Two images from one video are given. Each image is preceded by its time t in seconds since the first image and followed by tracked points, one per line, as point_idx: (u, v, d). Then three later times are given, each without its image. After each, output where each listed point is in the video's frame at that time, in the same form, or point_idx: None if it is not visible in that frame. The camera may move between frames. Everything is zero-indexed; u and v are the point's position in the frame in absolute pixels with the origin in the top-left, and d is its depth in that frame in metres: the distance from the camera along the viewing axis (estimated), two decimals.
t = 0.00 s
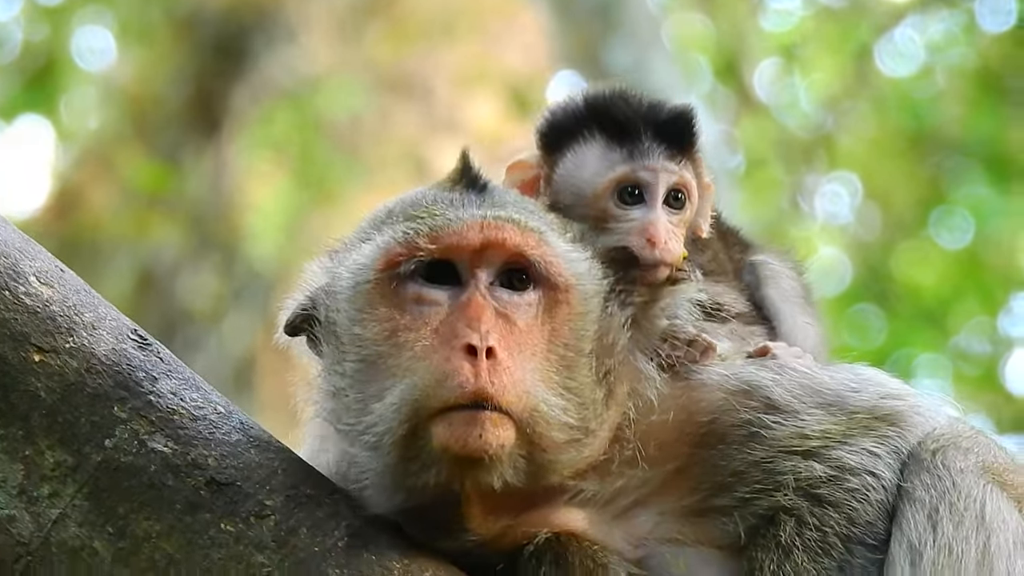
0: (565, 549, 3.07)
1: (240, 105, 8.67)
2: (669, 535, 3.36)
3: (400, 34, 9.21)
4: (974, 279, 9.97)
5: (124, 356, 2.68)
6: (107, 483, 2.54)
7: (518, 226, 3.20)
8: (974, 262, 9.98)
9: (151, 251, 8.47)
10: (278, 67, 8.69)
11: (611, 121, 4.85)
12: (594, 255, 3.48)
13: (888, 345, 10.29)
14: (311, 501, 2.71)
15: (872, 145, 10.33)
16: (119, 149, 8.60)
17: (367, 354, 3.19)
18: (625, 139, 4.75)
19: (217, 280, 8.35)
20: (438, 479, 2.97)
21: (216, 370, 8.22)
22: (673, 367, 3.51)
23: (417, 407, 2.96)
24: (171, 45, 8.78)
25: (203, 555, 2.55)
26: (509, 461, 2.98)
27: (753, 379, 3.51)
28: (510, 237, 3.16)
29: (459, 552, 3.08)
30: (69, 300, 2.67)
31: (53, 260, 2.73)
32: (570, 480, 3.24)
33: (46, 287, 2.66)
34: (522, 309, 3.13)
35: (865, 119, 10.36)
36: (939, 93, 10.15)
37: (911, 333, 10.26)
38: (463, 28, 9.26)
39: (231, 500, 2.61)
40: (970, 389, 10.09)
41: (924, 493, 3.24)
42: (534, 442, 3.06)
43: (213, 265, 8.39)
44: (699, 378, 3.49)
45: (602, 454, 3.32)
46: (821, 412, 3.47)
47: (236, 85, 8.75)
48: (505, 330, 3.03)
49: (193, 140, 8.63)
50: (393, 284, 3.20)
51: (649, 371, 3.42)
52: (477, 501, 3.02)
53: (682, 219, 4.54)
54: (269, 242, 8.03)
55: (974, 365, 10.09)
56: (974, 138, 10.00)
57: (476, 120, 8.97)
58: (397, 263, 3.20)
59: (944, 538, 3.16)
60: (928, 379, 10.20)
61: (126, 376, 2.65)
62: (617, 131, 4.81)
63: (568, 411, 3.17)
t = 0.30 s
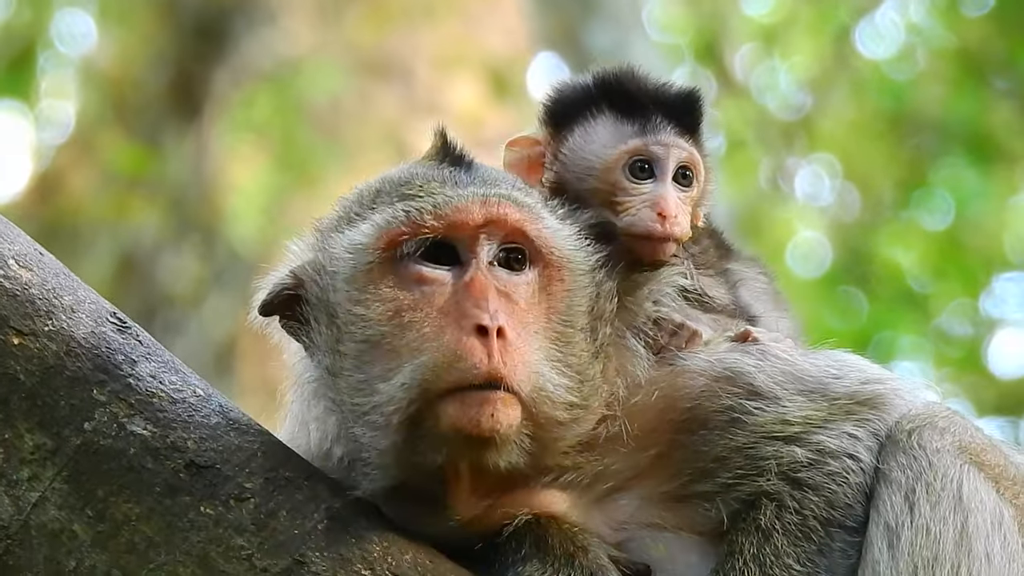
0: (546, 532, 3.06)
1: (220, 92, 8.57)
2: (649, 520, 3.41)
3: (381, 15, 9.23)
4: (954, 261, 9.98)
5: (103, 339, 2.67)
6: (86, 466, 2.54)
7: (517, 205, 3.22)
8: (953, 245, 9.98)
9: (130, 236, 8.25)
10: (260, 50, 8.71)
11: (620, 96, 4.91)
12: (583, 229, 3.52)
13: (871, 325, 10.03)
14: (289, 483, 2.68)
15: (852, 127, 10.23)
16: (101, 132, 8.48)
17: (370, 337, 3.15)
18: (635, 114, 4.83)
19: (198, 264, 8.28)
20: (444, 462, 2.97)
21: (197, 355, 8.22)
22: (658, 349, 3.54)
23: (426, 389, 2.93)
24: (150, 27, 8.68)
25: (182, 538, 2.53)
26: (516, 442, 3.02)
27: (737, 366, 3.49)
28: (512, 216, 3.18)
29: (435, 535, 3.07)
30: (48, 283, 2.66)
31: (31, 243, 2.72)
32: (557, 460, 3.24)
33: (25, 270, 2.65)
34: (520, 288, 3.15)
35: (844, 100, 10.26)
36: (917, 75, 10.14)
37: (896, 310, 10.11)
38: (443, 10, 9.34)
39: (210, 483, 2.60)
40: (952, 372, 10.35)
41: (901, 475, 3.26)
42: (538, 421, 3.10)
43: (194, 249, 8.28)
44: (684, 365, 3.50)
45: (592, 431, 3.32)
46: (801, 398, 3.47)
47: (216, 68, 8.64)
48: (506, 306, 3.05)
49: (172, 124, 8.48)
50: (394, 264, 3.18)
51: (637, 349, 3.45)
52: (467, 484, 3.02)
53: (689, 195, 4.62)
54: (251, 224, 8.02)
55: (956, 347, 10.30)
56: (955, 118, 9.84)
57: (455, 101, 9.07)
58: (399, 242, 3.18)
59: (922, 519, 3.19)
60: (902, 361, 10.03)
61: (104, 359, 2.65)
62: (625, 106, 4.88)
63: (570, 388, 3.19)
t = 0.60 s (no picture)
0: (535, 518, 3.07)
1: (212, 76, 8.53)
2: (640, 504, 3.43)
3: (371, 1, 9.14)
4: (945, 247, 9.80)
5: (94, 324, 2.66)
6: (78, 451, 2.54)
7: (496, 196, 3.21)
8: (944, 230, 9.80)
9: (121, 221, 8.25)
10: (253, 37, 8.72)
11: (609, 76, 4.93)
12: (566, 215, 3.50)
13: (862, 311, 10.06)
14: (281, 469, 2.68)
15: (839, 116, 10.33)
16: (91, 120, 8.43)
17: (350, 327, 3.17)
18: (624, 94, 4.83)
19: (189, 250, 8.25)
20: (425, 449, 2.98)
21: (188, 343, 8.09)
22: (644, 336, 3.53)
23: (404, 373, 2.94)
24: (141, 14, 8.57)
25: (174, 524, 2.54)
26: (495, 431, 3.04)
27: (725, 350, 3.51)
28: (489, 207, 3.17)
29: (429, 521, 3.08)
30: (40, 268, 2.65)
31: (22, 228, 2.71)
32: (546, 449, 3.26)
33: (17, 255, 2.64)
34: (499, 276, 3.14)
35: (834, 87, 10.42)
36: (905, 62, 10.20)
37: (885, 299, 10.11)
38: None
39: (202, 468, 2.60)
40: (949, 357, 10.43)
41: (894, 461, 3.26)
42: (518, 409, 3.09)
43: (186, 235, 8.25)
44: (669, 351, 3.49)
45: (576, 416, 3.31)
46: (792, 381, 3.48)
47: (208, 53, 8.55)
48: (484, 296, 3.04)
49: (163, 110, 8.43)
50: (372, 255, 3.18)
51: (625, 341, 3.42)
52: (453, 468, 3.04)
53: (679, 174, 4.61)
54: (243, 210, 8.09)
55: (947, 334, 10.23)
56: (946, 106, 9.83)
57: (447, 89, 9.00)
58: (376, 233, 3.18)
59: (915, 506, 3.20)
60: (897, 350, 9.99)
61: (96, 344, 2.64)
62: (615, 87, 4.88)
63: (551, 375, 3.20)
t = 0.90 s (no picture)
0: (532, 514, 3.08)
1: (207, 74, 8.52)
2: (637, 501, 3.43)
3: None
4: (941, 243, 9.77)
5: (91, 321, 2.66)
6: (74, 448, 2.54)
7: (473, 193, 3.20)
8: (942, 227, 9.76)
9: (118, 217, 8.28)
10: (248, 35, 8.67)
11: (612, 66, 4.92)
12: (549, 216, 3.49)
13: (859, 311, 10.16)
14: (278, 466, 2.68)
15: (838, 113, 10.21)
16: (86, 116, 8.45)
17: (330, 326, 3.18)
18: (628, 84, 4.84)
19: (185, 246, 8.28)
20: (406, 447, 2.99)
21: (184, 340, 8.20)
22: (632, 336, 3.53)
23: (382, 373, 2.94)
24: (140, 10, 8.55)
25: (171, 520, 2.54)
26: (473, 430, 3.03)
27: (718, 350, 3.51)
28: (465, 204, 3.15)
29: (427, 521, 3.09)
30: (36, 265, 2.65)
31: (19, 226, 2.70)
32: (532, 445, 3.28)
33: (14, 252, 2.63)
34: (479, 272, 3.14)
35: (835, 85, 10.36)
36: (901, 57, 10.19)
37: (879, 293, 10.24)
38: None
39: (199, 465, 2.60)
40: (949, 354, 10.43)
41: (890, 457, 3.26)
42: (496, 406, 3.09)
43: (182, 232, 8.29)
44: (660, 350, 3.50)
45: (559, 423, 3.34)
46: (789, 378, 3.48)
47: (203, 50, 8.53)
48: (462, 294, 3.04)
49: (160, 107, 8.41)
50: (350, 255, 3.19)
51: (611, 344, 3.43)
52: (439, 462, 3.04)
53: (686, 163, 4.62)
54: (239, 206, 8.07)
55: (942, 330, 10.35)
56: (941, 103, 9.84)
57: (443, 85, 8.79)
58: (352, 233, 3.18)
59: (911, 502, 3.20)
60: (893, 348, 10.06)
61: (92, 341, 2.64)
62: (617, 78, 4.89)
63: (531, 374, 3.20)
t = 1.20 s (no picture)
0: (533, 520, 3.08)
1: (208, 79, 8.52)
2: (636, 506, 3.42)
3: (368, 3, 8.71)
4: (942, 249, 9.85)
5: (91, 328, 2.66)
6: (75, 455, 2.54)
7: (468, 197, 3.20)
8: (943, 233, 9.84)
9: (118, 224, 8.46)
10: (249, 41, 8.48)
11: (607, 67, 4.93)
12: (547, 223, 3.52)
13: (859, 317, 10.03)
14: (278, 472, 2.68)
15: (837, 118, 10.31)
16: (86, 123, 8.58)
17: (326, 332, 3.18)
18: (622, 84, 4.84)
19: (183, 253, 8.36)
20: (402, 452, 2.98)
21: (184, 347, 8.16)
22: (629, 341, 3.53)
23: (376, 378, 2.94)
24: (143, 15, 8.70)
25: (171, 527, 2.54)
26: (471, 433, 3.04)
27: (715, 355, 3.50)
28: (460, 208, 3.16)
29: (427, 527, 3.10)
30: (37, 272, 2.65)
31: (20, 233, 2.70)
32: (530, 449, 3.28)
33: (14, 259, 2.64)
34: (473, 276, 3.15)
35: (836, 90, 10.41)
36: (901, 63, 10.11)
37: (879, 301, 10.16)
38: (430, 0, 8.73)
39: (199, 472, 2.60)
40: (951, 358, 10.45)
41: (888, 464, 3.27)
42: (492, 410, 3.08)
43: (181, 239, 8.34)
44: (657, 354, 3.50)
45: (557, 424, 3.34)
46: (787, 384, 3.48)
47: (202, 58, 8.61)
48: (456, 296, 3.04)
49: (160, 114, 8.54)
50: (344, 259, 3.20)
51: (609, 348, 3.43)
52: (438, 468, 3.06)
53: (684, 161, 4.62)
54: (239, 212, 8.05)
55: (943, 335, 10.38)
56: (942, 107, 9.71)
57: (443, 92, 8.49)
58: (347, 237, 3.20)
59: (911, 509, 3.20)
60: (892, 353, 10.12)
61: (93, 348, 2.64)
62: (612, 79, 4.90)
63: (527, 378, 3.20)
